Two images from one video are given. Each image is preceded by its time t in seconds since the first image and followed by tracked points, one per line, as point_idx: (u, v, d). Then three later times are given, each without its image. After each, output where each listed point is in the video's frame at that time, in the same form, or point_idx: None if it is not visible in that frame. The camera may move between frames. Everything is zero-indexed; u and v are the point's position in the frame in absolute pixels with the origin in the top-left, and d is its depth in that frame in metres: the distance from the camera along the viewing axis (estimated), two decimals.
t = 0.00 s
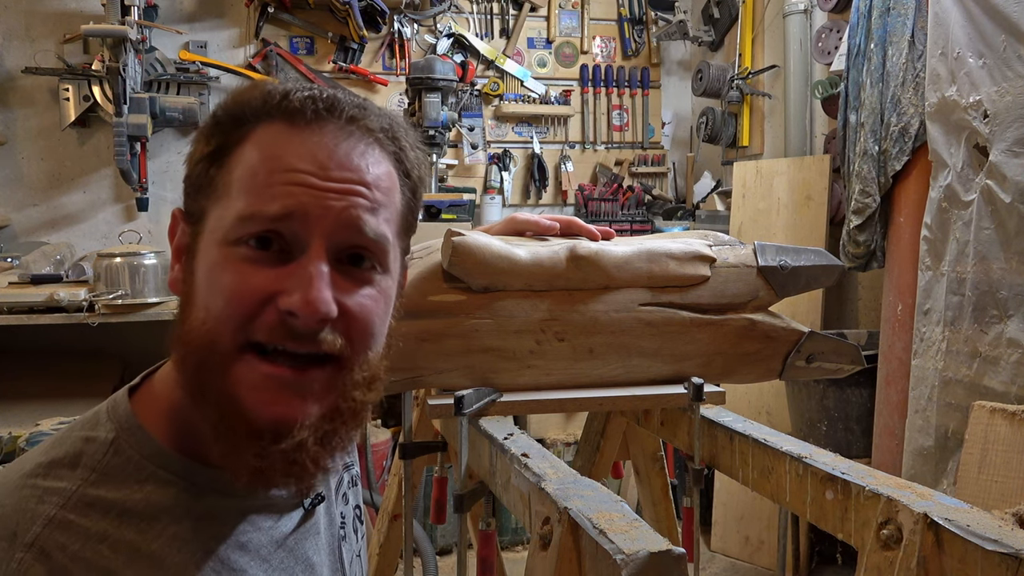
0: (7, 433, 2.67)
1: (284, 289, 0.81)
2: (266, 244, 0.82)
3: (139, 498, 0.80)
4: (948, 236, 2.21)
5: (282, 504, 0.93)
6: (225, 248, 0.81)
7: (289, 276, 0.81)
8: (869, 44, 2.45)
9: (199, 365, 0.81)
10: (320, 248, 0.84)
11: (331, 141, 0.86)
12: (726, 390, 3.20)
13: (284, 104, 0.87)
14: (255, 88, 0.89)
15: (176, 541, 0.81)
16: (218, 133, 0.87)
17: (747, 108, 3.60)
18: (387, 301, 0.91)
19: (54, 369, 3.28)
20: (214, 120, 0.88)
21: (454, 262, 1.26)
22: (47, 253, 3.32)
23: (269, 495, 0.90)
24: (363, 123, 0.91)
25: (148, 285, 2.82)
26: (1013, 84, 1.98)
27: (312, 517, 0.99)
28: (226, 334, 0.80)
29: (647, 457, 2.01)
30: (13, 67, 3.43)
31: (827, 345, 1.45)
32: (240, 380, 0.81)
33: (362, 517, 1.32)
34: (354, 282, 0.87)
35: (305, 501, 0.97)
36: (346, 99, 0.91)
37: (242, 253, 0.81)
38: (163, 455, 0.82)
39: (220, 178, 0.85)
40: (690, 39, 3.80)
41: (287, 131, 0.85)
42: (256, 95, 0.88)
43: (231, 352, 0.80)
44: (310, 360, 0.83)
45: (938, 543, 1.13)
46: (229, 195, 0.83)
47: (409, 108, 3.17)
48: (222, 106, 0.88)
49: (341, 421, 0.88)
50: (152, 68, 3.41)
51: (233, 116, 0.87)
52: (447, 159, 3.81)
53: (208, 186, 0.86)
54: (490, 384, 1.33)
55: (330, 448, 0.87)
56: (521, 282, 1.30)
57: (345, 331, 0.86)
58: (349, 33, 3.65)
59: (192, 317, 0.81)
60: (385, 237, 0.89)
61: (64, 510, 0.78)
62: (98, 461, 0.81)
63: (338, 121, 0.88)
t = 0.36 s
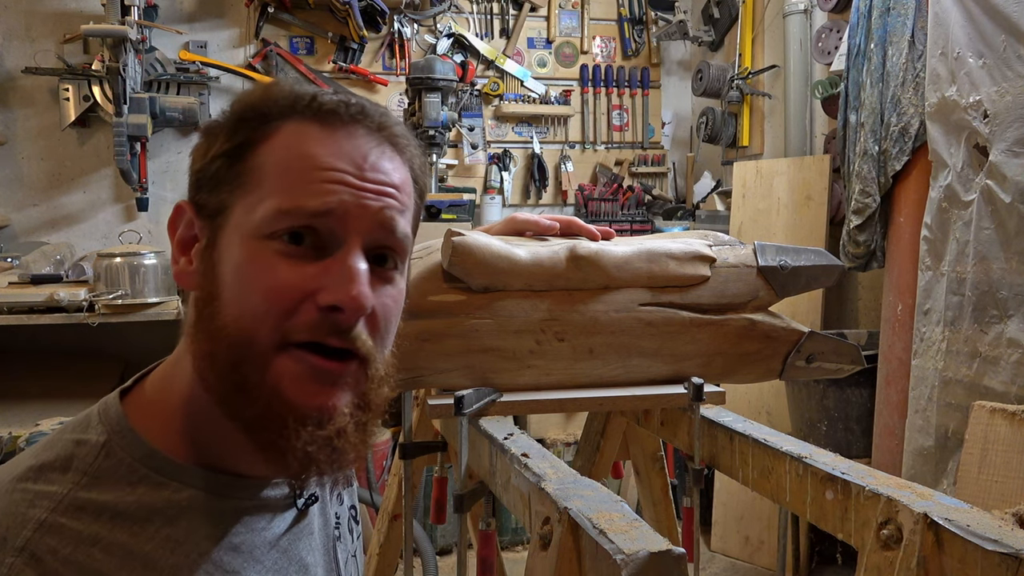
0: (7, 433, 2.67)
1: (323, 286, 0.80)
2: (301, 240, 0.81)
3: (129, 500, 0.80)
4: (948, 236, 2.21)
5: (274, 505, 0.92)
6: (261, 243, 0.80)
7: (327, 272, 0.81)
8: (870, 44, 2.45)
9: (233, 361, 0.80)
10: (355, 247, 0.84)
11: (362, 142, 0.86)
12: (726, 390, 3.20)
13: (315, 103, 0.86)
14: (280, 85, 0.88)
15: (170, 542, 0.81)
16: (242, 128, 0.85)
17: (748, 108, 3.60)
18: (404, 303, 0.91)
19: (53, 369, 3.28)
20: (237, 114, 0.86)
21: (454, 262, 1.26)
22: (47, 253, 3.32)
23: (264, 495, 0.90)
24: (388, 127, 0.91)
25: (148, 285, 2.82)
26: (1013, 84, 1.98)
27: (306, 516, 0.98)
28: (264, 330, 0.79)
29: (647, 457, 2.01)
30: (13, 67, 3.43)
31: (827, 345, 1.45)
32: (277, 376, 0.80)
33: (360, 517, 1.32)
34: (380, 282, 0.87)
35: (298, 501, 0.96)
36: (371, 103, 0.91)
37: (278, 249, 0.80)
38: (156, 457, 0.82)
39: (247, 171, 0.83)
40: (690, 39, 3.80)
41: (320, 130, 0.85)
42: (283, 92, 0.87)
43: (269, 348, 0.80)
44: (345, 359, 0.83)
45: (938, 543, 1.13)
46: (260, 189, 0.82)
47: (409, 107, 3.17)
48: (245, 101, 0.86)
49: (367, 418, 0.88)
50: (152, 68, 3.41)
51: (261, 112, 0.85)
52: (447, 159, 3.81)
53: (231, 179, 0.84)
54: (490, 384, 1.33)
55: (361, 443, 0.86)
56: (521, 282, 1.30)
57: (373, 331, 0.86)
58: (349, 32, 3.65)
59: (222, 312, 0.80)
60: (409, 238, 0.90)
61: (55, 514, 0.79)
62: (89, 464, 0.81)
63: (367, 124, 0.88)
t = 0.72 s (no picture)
0: (7, 433, 2.67)
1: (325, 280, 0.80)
2: (303, 236, 0.81)
3: (127, 493, 0.80)
4: (948, 236, 2.21)
5: (271, 500, 0.92)
6: (263, 238, 0.80)
7: (329, 266, 0.81)
8: (870, 44, 2.45)
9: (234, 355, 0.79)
10: (356, 242, 0.84)
11: (364, 142, 0.87)
12: (726, 390, 3.20)
13: (319, 105, 0.87)
14: (285, 84, 0.88)
15: (166, 535, 0.81)
16: (246, 125, 0.85)
17: (748, 108, 3.60)
18: (402, 301, 0.92)
19: (53, 368, 3.28)
20: (241, 112, 0.86)
21: (454, 262, 1.26)
22: (47, 253, 3.32)
23: (262, 490, 0.90)
24: (389, 130, 0.92)
25: (148, 285, 2.82)
26: (1013, 84, 1.98)
27: (303, 513, 0.98)
28: (265, 325, 0.79)
29: (647, 457, 2.02)
30: (13, 67, 3.43)
31: (827, 345, 1.45)
32: (278, 371, 0.80)
33: (360, 517, 1.32)
34: (379, 279, 0.87)
35: (295, 497, 0.96)
36: (374, 108, 0.92)
37: (281, 243, 0.80)
38: (154, 452, 0.82)
39: (250, 167, 0.83)
40: (690, 38, 3.80)
41: (323, 130, 0.85)
42: (288, 92, 0.87)
43: (269, 342, 0.79)
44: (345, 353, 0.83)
45: (938, 543, 1.13)
46: (263, 185, 0.82)
47: (409, 108, 3.17)
48: (250, 100, 0.87)
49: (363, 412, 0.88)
50: (152, 68, 3.41)
51: (264, 110, 0.85)
52: (447, 159, 3.81)
53: (233, 174, 0.83)
54: (490, 384, 1.33)
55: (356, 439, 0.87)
56: (521, 282, 1.30)
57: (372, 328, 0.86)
58: (349, 32, 3.65)
59: (224, 306, 0.79)
60: (409, 237, 0.90)
61: (54, 505, 0.78)
62: (87, 457, 0.81)
63: (369, 127, 0.90)
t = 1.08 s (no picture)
0: (7, 433, 2.67)
1: (316, 286, 0.80)
2: (295, 240, 0.81)
3: (125, 491, 0.80)
4: (948, 236, 2.21)
5: (271, 500, 0.92)
6: (254, 243, 0.80)
7: (320, 272, 0.81)
8: (869, 44, 2.45)
9: (224, 359, 0.80)
10: (348, 247, 0.84)
11: (358, 143, 0.86)
12: (726, 390, 3.20)
13: (312, 104, 0.86)
14: (278, 83, 0.87)
15: (165, 534, 0.80)
16: (238, 126, 0.85)
17: (748, 108, 3.60)
18: (397, 303, 0.91)
19: (53, 368, 3.28)
20: (235, 113, 0.86)
21: (454, 262, 1.26)
22: (47, 253, 3.32)
23: (261, 490, 0.90)
24: (386, 128, 0.91)
25: (148, 285, 2.82)
26: (1013, 84, 1.98)
27: (302, 513, 0.98)
28: (255, 330, 0.79)
29: (647, 457, 2.01)
30: (13, 67, 3.43)
31: (827, 345, 1.45)
32: (268, 376, 0.80)
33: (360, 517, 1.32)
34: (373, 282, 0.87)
35: (295, 497, 0.96)
36: (370, 105, 0.90)
37: (271, 248, 0.80)
38: (152, 450, 0.82)
39: (242, 170, 0.83)
40: (690, 38, 3.79)
41: (316, 131, 0.84)
42: (281, 91, 0.86)
43: (260, 347, 0.80)
44: (336, 360, 0.83)
45: (938, 543, 1.13)
46: (254, 189, 0.82)
47: (409, 108, 3.17)
48: (243, 99, 0.86)
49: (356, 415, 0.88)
50: (152, 68, 3.41)
51: (257, 112, 0.85)
52: (447, 159, 3.81)
53: (227, 177, 0.83)
54: (490, 384, 1.33)
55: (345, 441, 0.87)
56: (520, 282, 1.30)
57: (366, 331, 0.86)
58: (349, 32, 3.65)
59: (216, 310, 0.80)
60: (404, 239, 0.90)
61: (50, 504, 0.78)
62: (85, 457, 0.81)
63: (365, 126, 0.88)
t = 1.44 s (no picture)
0: (7, 433, 2.67)
1: (325, 303, 0.80)
2: (303, 254, 0.80)
3: (126, 496, 0.80)
4: (948, 236, 2.21)
5: (271, 505, 0.92)
6: (261, 257, 0.79)
7: (329, 289, 0.80)
8: (870, 44, 2.45)
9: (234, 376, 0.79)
10: (357, 262, 0.82)
11: (367, 153, 0.84)
12: (726, 390, 3.20)
13: (319, 111, 0.84)
14: (284, 86, 0.86)
15: (164, 539, 0.81)
16: (244, 131, 0.83)
17: (748, 108, 3.60)
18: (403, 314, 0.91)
19: (53, 369, 3.28)
20: (239, 116, 0.84)
21: (454, 262, 1.26)
22: (47, 253, 3.32)
23: (261, 496, 0.90)
24: (394, 136, 0.89)
25: (148, 285, 2.82)
26: (1013, 84, 1.99)
27: (303, 519, 0.98)
28: (265, 347, 0.79)
29: (647, 457, 2.02)
30: (13, 67, 3.43)
31: (827, 345, 1.45)
32: (279, 394, 0.80)
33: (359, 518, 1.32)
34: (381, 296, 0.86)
35: (295, 502, 0.96)
36: (379, 111, 0.88)
37: (279, 264, 0.79)
38: (152, 455, 0.82)
39: (247, 178, 0.81)
40: (690, 38, 3.79)
41: (324, 140, 0.83)
42: (287, 95, 0.85)
43: (270, 365, 0.79)
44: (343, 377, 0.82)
45: (938, 543, 1.13)
46: (261, 200, 0.80)
47: (409, 107, 3.17)
48: (249, 103, 0.84)
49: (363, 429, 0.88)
50: (152, 68, 3.41)
51: (263, 117, 0.83)
52: (447, 159, 3.81)
53: (230, 183, 0.81)
54: (490, 384, 1.33)
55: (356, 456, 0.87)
56: (521, 282, 1.30)
57: (373, 347, 0.86)
58: (349, 32, 3.65)
59: (224, 325, 0.79)
60: (412, 250, 0.89)
61: (51, 508, 0.78)
62: (85, 461, 0.81)
63: (373, 135, 0.86)
